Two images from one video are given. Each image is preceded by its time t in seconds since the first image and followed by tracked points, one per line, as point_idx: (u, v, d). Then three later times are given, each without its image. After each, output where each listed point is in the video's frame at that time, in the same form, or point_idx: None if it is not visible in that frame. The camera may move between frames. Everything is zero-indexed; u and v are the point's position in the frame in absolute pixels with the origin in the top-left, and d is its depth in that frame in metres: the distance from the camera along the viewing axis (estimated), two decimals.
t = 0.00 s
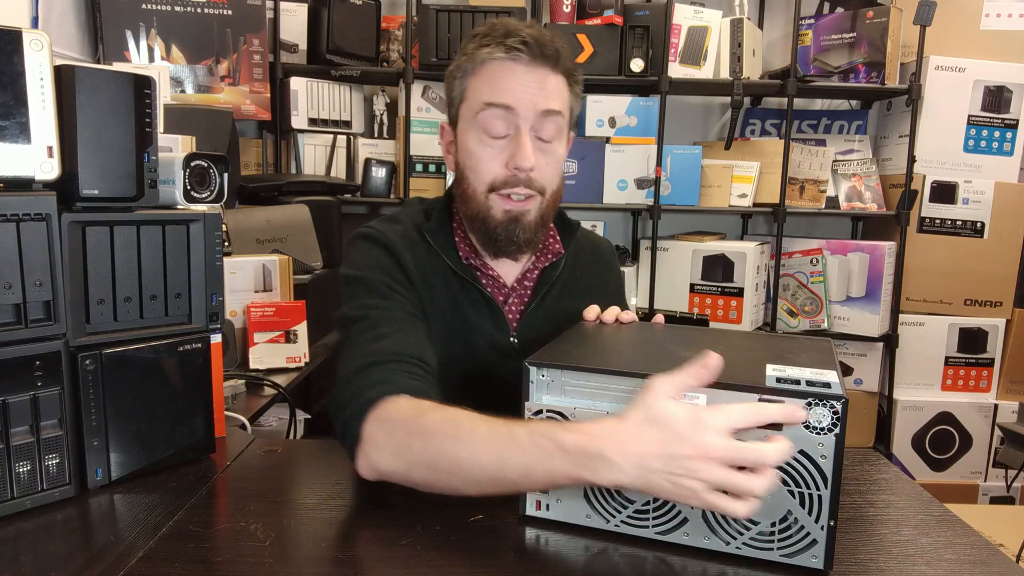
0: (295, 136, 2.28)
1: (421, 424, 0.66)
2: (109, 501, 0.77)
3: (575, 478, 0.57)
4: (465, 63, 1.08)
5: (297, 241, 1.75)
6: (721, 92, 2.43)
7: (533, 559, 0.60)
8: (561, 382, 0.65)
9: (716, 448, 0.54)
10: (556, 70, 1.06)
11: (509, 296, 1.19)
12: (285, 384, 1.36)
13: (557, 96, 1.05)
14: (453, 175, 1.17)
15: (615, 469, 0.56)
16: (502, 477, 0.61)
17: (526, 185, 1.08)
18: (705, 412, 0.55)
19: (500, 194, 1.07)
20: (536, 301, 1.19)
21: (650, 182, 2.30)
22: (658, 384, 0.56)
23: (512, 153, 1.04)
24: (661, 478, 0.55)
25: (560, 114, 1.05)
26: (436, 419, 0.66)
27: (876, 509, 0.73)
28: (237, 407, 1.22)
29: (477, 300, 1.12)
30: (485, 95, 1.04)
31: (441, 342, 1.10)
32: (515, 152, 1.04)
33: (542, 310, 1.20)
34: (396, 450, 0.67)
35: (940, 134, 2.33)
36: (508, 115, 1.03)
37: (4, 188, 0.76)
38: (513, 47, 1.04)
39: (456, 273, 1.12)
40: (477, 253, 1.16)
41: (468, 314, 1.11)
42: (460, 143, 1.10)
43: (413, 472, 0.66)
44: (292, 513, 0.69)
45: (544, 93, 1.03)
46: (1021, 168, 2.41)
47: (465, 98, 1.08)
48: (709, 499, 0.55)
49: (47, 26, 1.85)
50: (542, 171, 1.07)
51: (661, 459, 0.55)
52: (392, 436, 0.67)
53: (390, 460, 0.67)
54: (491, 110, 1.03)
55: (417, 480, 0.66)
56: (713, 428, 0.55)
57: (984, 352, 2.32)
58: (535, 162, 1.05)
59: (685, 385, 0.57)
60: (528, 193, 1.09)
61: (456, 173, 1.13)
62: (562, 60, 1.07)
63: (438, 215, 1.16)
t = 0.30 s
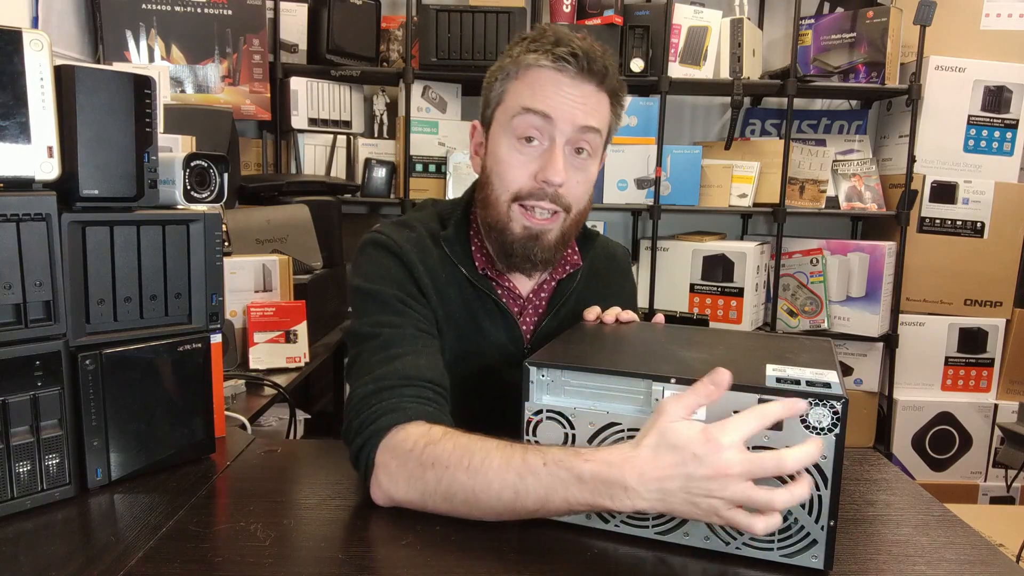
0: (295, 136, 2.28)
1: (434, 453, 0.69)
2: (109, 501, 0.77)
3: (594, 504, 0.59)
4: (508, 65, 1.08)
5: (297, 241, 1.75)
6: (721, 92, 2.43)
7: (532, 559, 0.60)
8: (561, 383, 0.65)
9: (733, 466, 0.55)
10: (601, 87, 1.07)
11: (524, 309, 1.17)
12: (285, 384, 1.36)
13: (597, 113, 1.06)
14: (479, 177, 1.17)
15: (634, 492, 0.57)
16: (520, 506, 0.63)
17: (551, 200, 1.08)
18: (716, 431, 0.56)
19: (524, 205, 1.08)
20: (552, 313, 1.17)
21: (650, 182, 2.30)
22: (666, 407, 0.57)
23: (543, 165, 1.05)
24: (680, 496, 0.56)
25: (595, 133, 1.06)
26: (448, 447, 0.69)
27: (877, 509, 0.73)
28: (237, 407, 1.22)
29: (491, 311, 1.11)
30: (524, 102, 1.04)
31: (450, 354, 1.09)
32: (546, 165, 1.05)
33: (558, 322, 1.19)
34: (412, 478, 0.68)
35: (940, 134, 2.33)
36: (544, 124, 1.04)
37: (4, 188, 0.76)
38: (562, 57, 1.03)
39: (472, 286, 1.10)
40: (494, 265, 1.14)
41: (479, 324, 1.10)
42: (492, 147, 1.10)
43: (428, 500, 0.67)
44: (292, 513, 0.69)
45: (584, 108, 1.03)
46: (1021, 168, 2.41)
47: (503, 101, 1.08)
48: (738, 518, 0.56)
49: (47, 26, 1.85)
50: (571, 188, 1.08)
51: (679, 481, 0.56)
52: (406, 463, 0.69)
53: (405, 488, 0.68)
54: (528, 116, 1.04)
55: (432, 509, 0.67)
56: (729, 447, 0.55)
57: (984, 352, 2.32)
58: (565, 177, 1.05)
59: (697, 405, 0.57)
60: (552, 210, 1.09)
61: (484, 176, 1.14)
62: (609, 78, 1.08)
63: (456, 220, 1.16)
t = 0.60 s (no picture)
0: (295, 136, 2.28)
1: (423, 448, 0.68)
2: (109, 501, 0.77)
3: (584, 487, 0.61)
4: (516, 69, 1.07)
5: (297, 241, 1.75)
6: (721, 92, 2.43)
7: (532, 558, 0.60)
8: (561, 383, 0.65)
9: (722, 442, 0.57)
10: (609, 93, 1.06)
11: (526, 310, 1.17)
12: (285, 384, 1.36)
13: (604, 120, 1.05)
14: (485, 180, 1.16)
15: (620, 473, 0.59)
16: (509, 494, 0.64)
17: (556, 206, 1.08)
18: (703, 406, 0.58)
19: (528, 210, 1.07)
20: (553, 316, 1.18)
21: (650, 182, 2.30)
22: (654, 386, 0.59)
23: (548, 170, 1.05)
24: (667, 473, 0.58)
25: (602, 138, 1.05)
26: (435, 443, 0.68)
27: (877, 509, 0.73)
28: (237, 407, 1.22)
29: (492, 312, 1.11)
30: (531, 106, 1.03)
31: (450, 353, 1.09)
32: (550, 170, 1.05)
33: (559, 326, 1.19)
34: (402, 474, 0.68)
35: (940, 134, 2.33)
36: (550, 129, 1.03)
37: (4, 188, 0.76)
38: (570, 62, 1.03)
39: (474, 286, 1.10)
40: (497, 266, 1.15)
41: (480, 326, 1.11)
42: (498, 150, 1.10)
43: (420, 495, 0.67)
44: (292, 513, 0.69)
45: (591, 113, 1.03)
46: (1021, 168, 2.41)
47: (510, 105, 1.08)
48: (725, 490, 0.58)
49: (47, 26, 1.85)
50: (575, 193, 1.07)
51: (665, 458, 0.58)
52: (396, 458, 0.69)
53: (395, 485, 0.68)
54: (535, 120, 1.03)
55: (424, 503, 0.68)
56: (715, 423, 0.58)
57: (984, 352, 2.32)
58: (570, 183, 1.05)
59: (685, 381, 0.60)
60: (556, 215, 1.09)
61: (489, 178, 1.13)
62: (618, 84, 1.07)
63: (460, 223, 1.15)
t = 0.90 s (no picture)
0: (295, 136, 2.28)
1: (366, 420, 0.71)
2: (109, 501, 0.77)
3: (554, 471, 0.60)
4: (497, 63, 1.08)
5: (297, 241, 1.75)
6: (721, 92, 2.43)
7: (532, 559, 0.60)
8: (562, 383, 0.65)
9: (623, 360, 0.61)
10: (589, 77, 1.06)
11: (523, 301, 1.17)
12: (285, 384, 1.36)
13: (585, 102, 1.04)
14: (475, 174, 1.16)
15: (546, 418, 0.62)
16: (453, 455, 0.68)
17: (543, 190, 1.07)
18: (599, 332, 0.62)
19: (515, 196, 1.06)
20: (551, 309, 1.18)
21: (650, 182, 2.30)
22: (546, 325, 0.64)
23: (531, 155, 1.04)
24: (592, 409, 0.61)
25: (585, 120, 1.04)
26: (377, 414, 0.71)
27: (877, 509, 0.73)
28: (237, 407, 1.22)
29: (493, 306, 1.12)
30: (511, 94, 1.04)
31: (447, 347, 1.10)
32: (533, 155, 1.04)
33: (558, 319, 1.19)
34: (353, 447, 0.71)
35: (939, 134, 2.33)
36: (530, 114, 1.03)
37: (4, 188, 0.76)
38: (546, 49, 1.03)
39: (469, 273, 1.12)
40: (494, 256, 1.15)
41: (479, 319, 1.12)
42: (484, 142, 1.10)
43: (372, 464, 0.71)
44: (291, 513, 0.69)
45: (570, 96, 1.02)
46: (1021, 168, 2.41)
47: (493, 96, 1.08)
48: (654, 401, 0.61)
49: (47, 26, 1.85)
50: (561, 177, 1.06)
51: (581, 394, 0.61)
52: (345, 432, 0.73)
53: (349, 458, 0.72)
54: (515, 108, 1.03)
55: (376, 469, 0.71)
56: (615, 345, 0.62)
57: (984, 352, 2.32)
58: (553, 166, 1.04)
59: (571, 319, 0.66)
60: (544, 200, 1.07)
61: (478, 171, 1.13)
62: (597, 68, 1.07)
63: (456, 215, 1.16)
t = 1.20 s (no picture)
0: (295, 136, 2.28)
1: (294, 396, 0.78)
2: (109, 501, 0.77)
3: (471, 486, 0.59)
4: (445, 63, 1.17)
5: (297, 241, 1.75)
6: (721, 92, 2.43)
7: (532, 558, 0.60)
8: (563, 382, 0.65)
9: (517, 439, 0.56)
10: (529, 55, 1.13)
11: (508, 284, 1.22)
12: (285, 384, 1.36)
13: (528, 78, 1.12)
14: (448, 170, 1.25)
15: (436, 460, 0.59)
16: (349, 453, 0.69)
17: (504, 166, 1.14)
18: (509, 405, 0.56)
19: (481, 177, 1.14)
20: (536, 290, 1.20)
21: (650, 182, 2.30)
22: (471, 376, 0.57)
23: (485, 136, 1.12)
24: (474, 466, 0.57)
25: (530, 94, 1.12)
26: (307, 395, 0.77)
27: (877, 509, 0.73)
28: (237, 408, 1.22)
29: (475, 289, 1.16)
30: (459, 86, 1.13)
31: (437, 331, 1.14)
32: (487, 135, 1.12)
33: (542, 302, 1.21)
34: (274, 416, 0.78)
35: (939, 134, 2.33)
36: (478, 100, 1.12)
37: (4, 188, 0.76)
38: (481, 38, 1.12)
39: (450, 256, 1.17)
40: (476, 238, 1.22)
41: (462, 302, 1.15)
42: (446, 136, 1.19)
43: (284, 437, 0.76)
44: (292, 513, 0.69)
45: (510, 76, 1.11)
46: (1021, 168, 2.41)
47: (446, 93, 1.18)
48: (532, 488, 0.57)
49: (47, 26, 1.85)
50: (517, 151, 1.14)
51: (470, 451, 0.57)
52: (274, 402, 0.79)
53: (268, 422, 0.79)
54: (465, 98, 1.12)
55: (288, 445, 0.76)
56: (515, 421, 0.56)
57: (984, 352, 2.32)
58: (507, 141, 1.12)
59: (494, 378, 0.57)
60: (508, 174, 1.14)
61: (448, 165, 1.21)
62: (535, 45, 1.14)
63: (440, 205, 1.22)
